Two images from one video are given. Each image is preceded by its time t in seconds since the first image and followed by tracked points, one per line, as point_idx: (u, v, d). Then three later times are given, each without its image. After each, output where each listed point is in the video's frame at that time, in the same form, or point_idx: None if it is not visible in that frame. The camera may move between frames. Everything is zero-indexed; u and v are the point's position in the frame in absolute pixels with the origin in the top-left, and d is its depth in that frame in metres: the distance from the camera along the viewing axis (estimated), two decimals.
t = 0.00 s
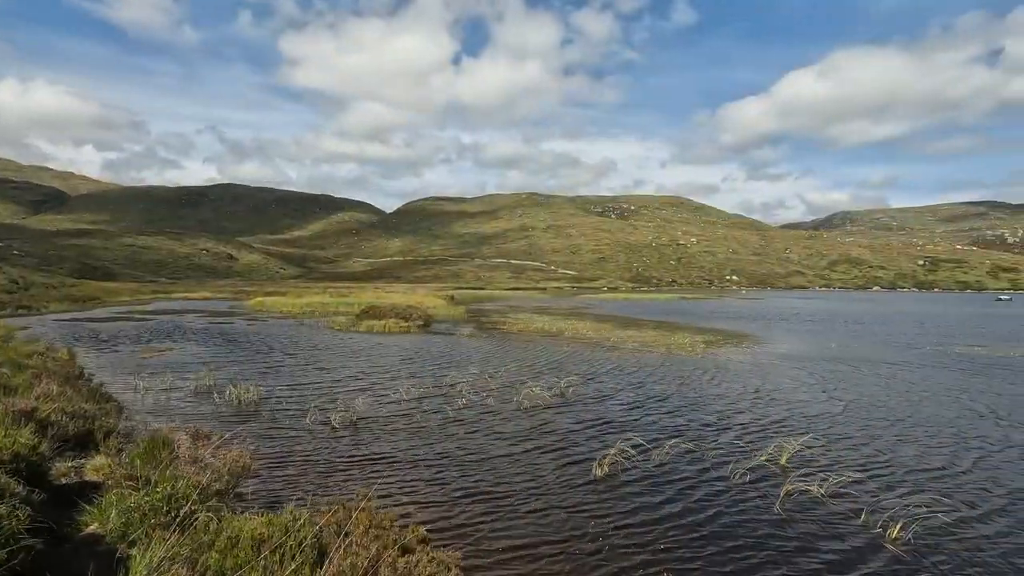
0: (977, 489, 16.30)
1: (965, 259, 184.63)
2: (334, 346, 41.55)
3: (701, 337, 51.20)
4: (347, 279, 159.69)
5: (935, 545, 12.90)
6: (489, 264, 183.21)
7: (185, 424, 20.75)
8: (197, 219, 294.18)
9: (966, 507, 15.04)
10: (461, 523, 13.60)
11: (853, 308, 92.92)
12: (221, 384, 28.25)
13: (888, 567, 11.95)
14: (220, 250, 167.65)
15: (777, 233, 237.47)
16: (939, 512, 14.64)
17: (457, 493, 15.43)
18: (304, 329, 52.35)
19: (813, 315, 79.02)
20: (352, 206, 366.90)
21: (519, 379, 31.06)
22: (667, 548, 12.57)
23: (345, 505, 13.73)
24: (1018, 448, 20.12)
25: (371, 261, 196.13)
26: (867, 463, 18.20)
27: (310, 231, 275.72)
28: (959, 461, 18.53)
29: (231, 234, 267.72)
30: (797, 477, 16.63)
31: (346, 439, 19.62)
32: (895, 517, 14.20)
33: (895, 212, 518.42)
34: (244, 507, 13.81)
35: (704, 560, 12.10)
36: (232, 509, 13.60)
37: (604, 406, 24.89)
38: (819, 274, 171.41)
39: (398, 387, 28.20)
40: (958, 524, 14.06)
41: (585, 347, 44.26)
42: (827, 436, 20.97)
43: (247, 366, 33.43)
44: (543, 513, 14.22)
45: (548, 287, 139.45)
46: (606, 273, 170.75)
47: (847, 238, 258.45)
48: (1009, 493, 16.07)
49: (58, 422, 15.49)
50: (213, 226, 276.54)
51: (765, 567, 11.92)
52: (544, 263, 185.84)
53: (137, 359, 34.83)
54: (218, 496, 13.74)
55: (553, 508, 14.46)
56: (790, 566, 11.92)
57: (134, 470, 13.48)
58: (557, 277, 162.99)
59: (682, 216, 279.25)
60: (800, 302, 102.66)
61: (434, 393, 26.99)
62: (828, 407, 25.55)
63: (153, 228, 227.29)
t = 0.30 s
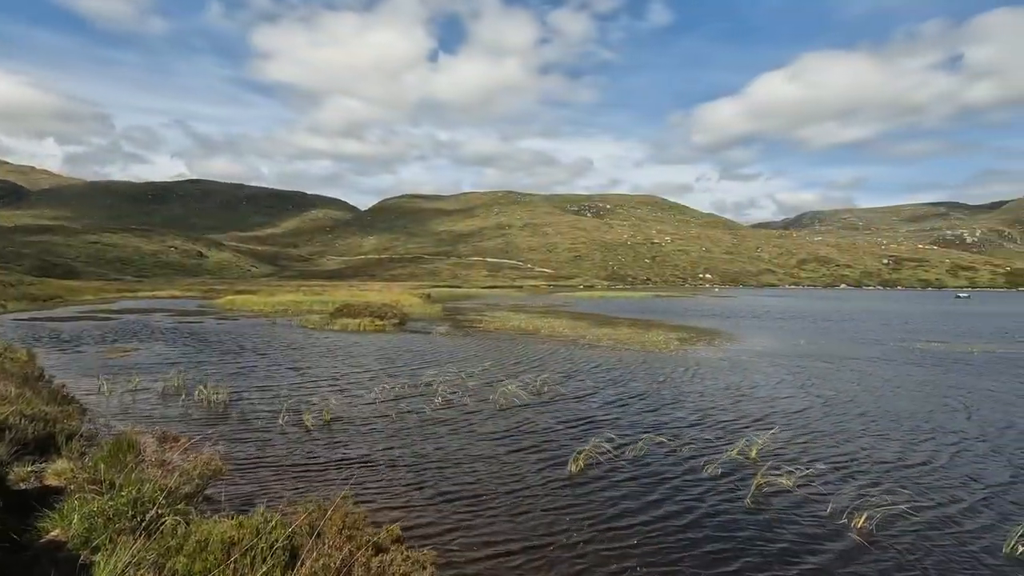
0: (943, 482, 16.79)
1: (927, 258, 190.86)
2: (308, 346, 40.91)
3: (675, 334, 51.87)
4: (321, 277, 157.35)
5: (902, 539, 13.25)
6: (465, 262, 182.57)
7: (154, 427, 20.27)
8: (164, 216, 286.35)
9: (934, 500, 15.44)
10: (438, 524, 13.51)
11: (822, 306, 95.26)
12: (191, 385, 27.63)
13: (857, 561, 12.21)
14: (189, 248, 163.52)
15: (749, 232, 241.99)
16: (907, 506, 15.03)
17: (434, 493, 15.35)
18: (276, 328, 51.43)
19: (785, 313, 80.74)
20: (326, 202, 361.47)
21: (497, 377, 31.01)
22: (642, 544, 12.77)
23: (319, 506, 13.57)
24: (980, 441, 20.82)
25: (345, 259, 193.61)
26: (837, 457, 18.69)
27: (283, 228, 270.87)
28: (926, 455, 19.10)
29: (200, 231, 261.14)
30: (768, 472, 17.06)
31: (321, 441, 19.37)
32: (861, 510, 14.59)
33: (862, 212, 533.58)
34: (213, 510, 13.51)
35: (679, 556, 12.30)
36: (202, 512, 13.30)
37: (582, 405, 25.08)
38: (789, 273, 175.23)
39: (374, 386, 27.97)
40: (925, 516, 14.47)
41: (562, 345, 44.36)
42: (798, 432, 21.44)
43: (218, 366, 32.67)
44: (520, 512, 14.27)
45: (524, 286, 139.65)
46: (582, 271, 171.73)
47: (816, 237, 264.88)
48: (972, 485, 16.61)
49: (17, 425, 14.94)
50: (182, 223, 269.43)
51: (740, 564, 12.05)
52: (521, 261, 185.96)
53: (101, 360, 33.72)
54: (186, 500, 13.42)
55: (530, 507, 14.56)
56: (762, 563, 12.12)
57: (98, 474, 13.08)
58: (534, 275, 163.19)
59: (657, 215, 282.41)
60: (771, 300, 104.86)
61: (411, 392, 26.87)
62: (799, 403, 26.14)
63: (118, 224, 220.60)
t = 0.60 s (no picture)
0: (909, 475, 17.36)
1: (893, 257, 196.89)
2: (282, 346, 40.23)
3: (651, 333, 52.49)
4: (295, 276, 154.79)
5: (872, 531, 13.64)
6: (443, 261, 181.75)
7: (121, 430, 19.75)
8: (131, 213, 278.30)
9: (900, 492, 15.96)
10: (414, 523, 13.45)
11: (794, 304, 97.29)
12: (160, 387, 26.96)
13: (828, 553, 12.54)
14: (157, 246, 159.20)
15: (722, 232, 246.07)
16: (875, 499, 15.51)
17: (411, 493, 15.28)
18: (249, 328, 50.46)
19: (758, 311, 82.41)
20: (300, 200, 355.73)
21: (475, 377, 30.99)
22: (618, 541, 12.93)
23: (293, 507, 13.40)
24: (947, 435, 21.52)
25: (320, 258, 190.93)
26: (808, 453, 19.17)
27: (256, 226, 265.75)
28: (893, 449, 19.73)
29: (168, 229, 254.36)
30: (741, 468, 17.42)
31: (295, 442, 19.11)
32: (832, 504, 14.99)
33: (831, 213, 547.66)
34: (180, 515, 13.22)
35: (654, 552, 12.50)
36: (168, 516, 12.98)
37: (560, 404, 25.22)
38: (762, 272, 178.78)
39: (350, 386, 27.69)
40: (892, 508, 14.94)
41: (540, 344, 44.54)
42: (771, 428, 21.92)
43: (189, 368, 31.88)
44: (497, 510, 14.33)
45: (502, 285, 139.67)
46: (560, 270, 172.47)
47: (787, 237, 270.79)
48: (936, 478, 17.20)
49: None
50: (150, 221, 262.13)
51: (713, 558, 12.31)
52: (498, 260, 185.89)
53: (65, 362, 32.56)
54: (152, 504, 13.08)
55: (506, 505, 14.62)
56: (737, 558, 12.36)
57: (57, 479, 12.66)
58: (511, 274, 163.32)
59: (633, 215, 285.13)
60: (744, 298, 106.90)
61: (388, 393, 26.68)
62: (773, 399, 26.76)
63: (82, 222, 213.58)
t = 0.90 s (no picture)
0: (878, 469, 17.82)
1: (860, 257, 202.26)
2: (255, 347, 39.45)
3: (628, 332, 52.96)
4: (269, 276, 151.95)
5: (845, 526, 13.91)
6: (420, 260, 180.53)
7: (85, 434, 19.17)
8: (97, 211, 269.95)
9: (870, 486, 16.40)
10: (390, 525, 13.32)
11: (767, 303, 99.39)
12: (127, 389, 26.20)
13: (802, 548, 12.76)
14: (125, 244, 154.70)
15: (697, 232, 249.71)
16: (846, 493, 15.90)
17: (387, 495, 15.13)
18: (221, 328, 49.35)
19: (732, 309, 83.96)
20: (273, 198, 349.71)
21: (453, 377, 30.84)
22: (595, 539, 12.99)
23: (265, 510, 13.15)
24: (914, 430, 22.19)
25: (295, 257, 187.94)
26: (782, 449, 19.53)
27: (227, 225, 260.28)
28: (864, 444, 20.25)
29: (136, 226, 247.39)
30: (716, 465, 17.67)
31: (268, 445, 18.76)
32: (806, 498, 15.26)
33: (801, 214, 560.60)
34: (150, 520, 12.91)
35: (631, 549, 12.58)
36: (137, 521, 12.68)
37: (538, 403, 25.24)
38: (735, 271, 181.96)
39: (325, 387, 27.30)
40: (864, 503, 15.28)
41: (518, 343, 44.60)
42: (745, 426, 22.28)
43: (159, 369, 31.09)
44: (475, 510, 14.29)
45: (479, 284, 139.34)
46: (537, 270, 172.92)
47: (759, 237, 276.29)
48: (905, 471, 17.68)
49: None
50: (117, 219, 254.64)
51: (690, 554, 12.46)
52: (476, 259, 185.45)
53: (27, 364, 31.41)
54: (120, 510, 12.77)
55: (484, 505, 14.61)
56: (713, 552, 12.55)
57: (19, 485, 12.26)
58: (489, 274, 163.11)
59: (610, 215, 287.41)
60: (719, 298, 108.64)
61: (364, 393, 26.39)
62: (747, 397, 27.26)
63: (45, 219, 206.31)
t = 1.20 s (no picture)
0: (853, 465, 18.27)
1: (831, 257, 207.39)
2: (228, 347, 38.75)
3: (606, 331, 53.41)
4: (243, 275, 149.23)
5: (817, 520, 14.33)
6: (397, 260, 179.19)
7: (50, 439, 18.54)
8: (61, 208, 261.69)
9: (846, 482, 16.81)
10: (368, 524, 13.25)
11: (741, 302, 101.32)
12: (94, 393, 25.50)
13: (775, 542, 13.13)
14: (91, 243, 150.29)
15: (673, 232, 253.02)
16: (823, 489, 16.25)
17: (364, 495, 15.00)
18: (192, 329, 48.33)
19: (708, 308, 85.41)
20: (247, 196, 343.15)
21: (431, 377, 30.81)
22: (573, 537, 13.15)
23: (238, 514, 12.94)
24: (887, 427, 22.78)
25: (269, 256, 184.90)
26: (755, 446, 20.01)
27: (199, 223, 254.71)
28: (838, 441, 20.74)
29: (103, 223, 240.37)
30: (692, 462, 17.99)
31: (243, 448, 18.46)
32: (779, 494, 15.68)
33: (774, 215, 571.80)
34: (119, 526, 12.56)
35: (608, 546, 12.78)
36: (105, 528, 12.33)
37: (517, 403, 25.42)
38: (711, 271, 184.93)
39: (301, 389, 26.98)
40: (834, 498, 15.74)
41: (498, 342, 44.62)
42: (720, 423, 22.76)
43: (129, 371, 30.31)
44: (453, 510, 14.27)
45: (458, 283, 138.94)
46: (516, 269, 173.08)
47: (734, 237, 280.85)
48: (879, 467, 18.15)
49: None
50: (83, 216, 247.23)
51: (672, 552, 12.58)
52: (454, 259, 184.77)
53: None
54: (86, 517, 12.40)
55: (463, 504, 14.59)
56: (694, 550, 12.70)
57: None
58: (468, 273, 162.75)
59: (587, 215, 289.15)
60: (695, 298, 110.35)
61: (340, 394, 26.19)
62: (724, 395, 27.72)
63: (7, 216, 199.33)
